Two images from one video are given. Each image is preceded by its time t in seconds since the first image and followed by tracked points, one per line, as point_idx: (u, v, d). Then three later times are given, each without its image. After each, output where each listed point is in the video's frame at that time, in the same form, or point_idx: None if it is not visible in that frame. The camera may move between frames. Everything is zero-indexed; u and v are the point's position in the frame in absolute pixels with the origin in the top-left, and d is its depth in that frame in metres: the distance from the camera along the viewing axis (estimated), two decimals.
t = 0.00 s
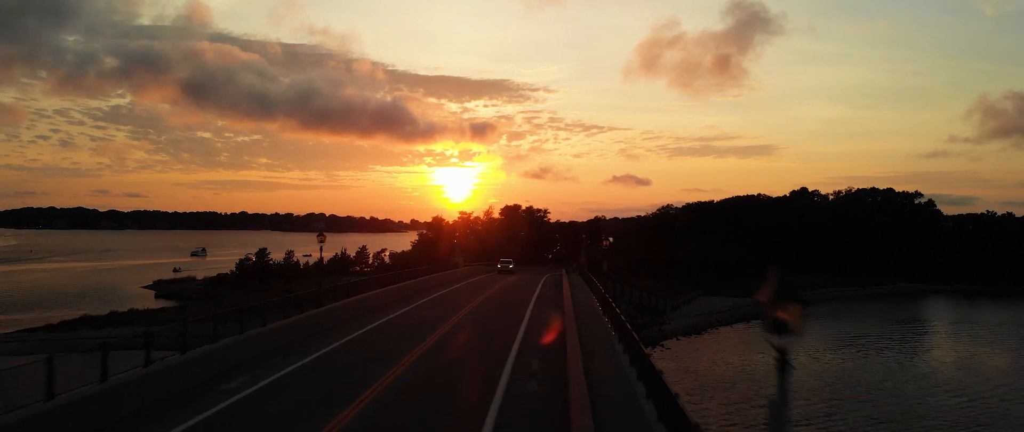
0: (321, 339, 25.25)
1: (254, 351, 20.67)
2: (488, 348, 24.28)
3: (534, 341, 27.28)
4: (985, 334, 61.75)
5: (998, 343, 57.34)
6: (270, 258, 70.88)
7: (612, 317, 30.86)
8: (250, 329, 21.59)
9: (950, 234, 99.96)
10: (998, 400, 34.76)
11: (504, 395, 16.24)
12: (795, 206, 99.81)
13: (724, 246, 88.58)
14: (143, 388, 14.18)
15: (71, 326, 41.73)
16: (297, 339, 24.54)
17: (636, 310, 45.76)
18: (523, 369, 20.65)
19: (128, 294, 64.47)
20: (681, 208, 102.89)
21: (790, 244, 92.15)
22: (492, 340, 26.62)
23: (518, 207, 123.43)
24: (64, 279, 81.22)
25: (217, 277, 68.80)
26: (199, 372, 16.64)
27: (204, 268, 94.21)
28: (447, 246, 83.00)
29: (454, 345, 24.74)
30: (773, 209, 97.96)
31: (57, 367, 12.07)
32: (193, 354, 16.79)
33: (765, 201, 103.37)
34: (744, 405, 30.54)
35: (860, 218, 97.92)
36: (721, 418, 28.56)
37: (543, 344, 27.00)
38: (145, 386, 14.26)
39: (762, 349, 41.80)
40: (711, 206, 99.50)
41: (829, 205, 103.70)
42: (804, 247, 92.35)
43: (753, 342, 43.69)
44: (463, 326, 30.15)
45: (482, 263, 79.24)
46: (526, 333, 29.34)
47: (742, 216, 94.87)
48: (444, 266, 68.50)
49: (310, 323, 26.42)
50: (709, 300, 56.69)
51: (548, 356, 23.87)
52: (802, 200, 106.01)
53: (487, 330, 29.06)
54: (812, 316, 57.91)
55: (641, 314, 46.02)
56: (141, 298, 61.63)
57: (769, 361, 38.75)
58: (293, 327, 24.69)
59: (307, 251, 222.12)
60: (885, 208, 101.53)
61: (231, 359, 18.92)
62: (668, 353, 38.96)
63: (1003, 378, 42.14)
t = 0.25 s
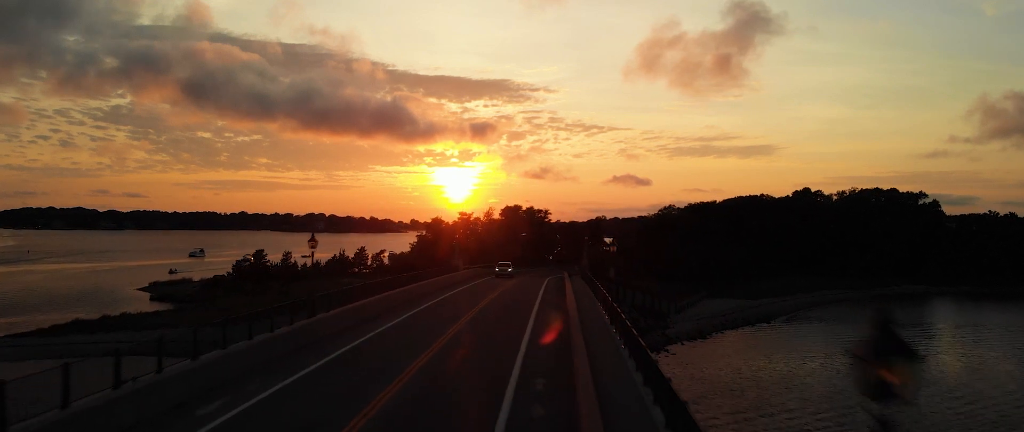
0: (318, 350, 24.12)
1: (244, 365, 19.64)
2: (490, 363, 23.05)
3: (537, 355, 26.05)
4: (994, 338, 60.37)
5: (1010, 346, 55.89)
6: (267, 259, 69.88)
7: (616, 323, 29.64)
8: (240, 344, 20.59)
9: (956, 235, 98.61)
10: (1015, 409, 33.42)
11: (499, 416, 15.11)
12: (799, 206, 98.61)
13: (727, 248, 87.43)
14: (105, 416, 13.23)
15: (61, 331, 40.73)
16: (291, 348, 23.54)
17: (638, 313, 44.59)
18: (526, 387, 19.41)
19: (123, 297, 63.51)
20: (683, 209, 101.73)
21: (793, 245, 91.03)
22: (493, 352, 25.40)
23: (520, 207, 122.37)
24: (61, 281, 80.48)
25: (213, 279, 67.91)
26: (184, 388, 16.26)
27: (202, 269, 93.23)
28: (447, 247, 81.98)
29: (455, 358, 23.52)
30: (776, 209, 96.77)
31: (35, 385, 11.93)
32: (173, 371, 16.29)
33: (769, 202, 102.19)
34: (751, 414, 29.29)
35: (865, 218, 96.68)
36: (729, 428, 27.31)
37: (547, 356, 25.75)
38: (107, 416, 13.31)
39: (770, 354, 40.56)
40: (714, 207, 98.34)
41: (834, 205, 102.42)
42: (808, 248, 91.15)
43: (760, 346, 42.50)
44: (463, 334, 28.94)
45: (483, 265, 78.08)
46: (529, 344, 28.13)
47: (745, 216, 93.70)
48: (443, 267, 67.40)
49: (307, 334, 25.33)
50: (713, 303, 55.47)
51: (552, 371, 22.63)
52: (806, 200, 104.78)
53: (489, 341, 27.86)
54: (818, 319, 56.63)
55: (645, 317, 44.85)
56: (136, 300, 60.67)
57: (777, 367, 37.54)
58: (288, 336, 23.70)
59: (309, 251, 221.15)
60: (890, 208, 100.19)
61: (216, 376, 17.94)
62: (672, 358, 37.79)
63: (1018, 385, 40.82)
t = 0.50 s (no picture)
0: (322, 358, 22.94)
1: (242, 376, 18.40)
2: (494, 372, 21.82)
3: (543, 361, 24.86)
4: (1002, 340, 59.49)
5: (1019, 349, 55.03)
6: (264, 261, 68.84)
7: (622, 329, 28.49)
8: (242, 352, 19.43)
9: (960, 235, 97.86)
10: None
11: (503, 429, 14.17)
12: (802, 207, 97.72)
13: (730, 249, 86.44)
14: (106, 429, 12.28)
15: (51, 336, 39.67)
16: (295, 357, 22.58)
17: (642, 317, 43.64)
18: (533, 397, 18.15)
19: (116, 299, 62.36)
20: (685, 210, 100.77)
21: (797, 247, 90.03)
22: (496, 359, 24.23)
23: (520, 208, 121.39)
24: (55, 283, 79.44)
25: (209, 281, 66.97)
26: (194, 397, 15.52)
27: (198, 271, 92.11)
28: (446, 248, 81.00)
29: (458, 366, 22.35)
30: (779, 210, 95.84)
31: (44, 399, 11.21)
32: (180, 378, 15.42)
33: (772, 202, 101.19)
34: (761, 422, 28.34)
35: (868, 218, 95.81)
36: None
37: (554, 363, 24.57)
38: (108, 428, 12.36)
39: (777, 359, 39.53)
40: (716, 208, 97.42)
41: (836, 206, 101.52)
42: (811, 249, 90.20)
43: (767, 351, 41.57)
44: (466, 341, 27.74)
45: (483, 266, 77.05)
46: (534, 351, 26.95)
47: (748, 217, 92.74)
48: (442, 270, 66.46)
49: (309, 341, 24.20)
50: (718, 306, 54.45)
51: (559, 380, 21.42)
52: (809, 201, 103.91)
53: (491, 347, 26.70)
54: (824, 322, 55.71)
55: (648, 321, 43.90)
56: (130, 303, 59.57)
57: (786, 373, 36.48)
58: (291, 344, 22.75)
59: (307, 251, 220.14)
60: (894, 208, 99.34)
61: (222, 384, 17.06)
62: (678, 364, 36.85)
63: None
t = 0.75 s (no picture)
0: (329, 361, 21.81)
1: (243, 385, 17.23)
2: (496, 379, 20.71)
3: (547, 368, 23.76)
4: (1011, 344, 58.39)
5: None
6: (261, 262, 67.83)
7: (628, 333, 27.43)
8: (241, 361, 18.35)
9: (966, 236, 96.81)
10: None
11: None
12: (805, 207, 96.71)
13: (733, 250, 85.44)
14: None
15: (41, 340, 38.65)
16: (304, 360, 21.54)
17: (646, 322, 42.61)
18: (538, 406, 17.04)
19: (110, 302, 61.35)
20: (687, 211, 99.76)
21: (800, 248, 89.01)
22: (498, 366, 23.15)
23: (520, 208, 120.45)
24: (50, 284, 78.58)
25: (205, 282, 66.03)
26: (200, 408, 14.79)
27: (195, 272, 91.12)
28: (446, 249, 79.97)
29: (459, 373, 21.19)
30: (782, 210, 94.80)
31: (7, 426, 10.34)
32: (171, 394, 14.64)
33: (775, 203, 100.15)
34: None
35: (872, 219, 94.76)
36: None
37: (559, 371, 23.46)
38: None
39: (785, 365, 38.49)
40: (718, 209, 96.41)
41: (840, 206, 100.43)
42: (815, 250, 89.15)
43: (775, 356, 40.54)
44: (468, 346, 26.66)
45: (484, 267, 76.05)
46: (537, 357, 25.89)
47: (751, 218, 91.71)
48: (441, 271, 65.48)
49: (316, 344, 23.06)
50: (722, 309, 53.43)
51: (565, 388, 20.33)
52: (812, 201, 102.86)
53: (492, 353, 25.63)
54: (831, 325, 54.65)
55: (653, 326, 42.88)
56: (124, 306, 58.56)
57: (794, 381, 35.42)
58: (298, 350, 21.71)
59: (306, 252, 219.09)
60: (898, 208, 98.33)
61: (226, 394, 16.11)
62: (684, 371, 35.80)
63: None
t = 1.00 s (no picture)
0: (335, 370, 20.73)
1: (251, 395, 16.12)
2: (499, 386, 19.79)
3: (552, 376, 22.86)
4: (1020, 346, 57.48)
5: None
6: (257, 264, 66.86)
7: (635, 338, 26.55)
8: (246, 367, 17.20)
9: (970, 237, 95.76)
10: None
11: None
12: (808, 207, 95.67)
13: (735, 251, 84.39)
14: None
15: (33, 344, 37.89)
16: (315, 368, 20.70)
17: (650, 326, 41.79)
18: (547, 415, 16.13)
19: (104, 304, 60.36)
20: (689, 211, 98.77)
21: (803, 248, 87.96)
22: (499, 372, 22.24)
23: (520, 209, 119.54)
24: (45, 286, 77.75)
25: (202, 285, 65.25)
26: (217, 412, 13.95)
27: (191, 273, 90.08)
28: (445, 250, 79.07)
29: (462, 380, 20.30)
30: (785, 211, 93.96)
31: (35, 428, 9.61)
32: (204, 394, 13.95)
33: (778, 203, 99.15)
34: None
35: (876, 219, 93.73)
36: None
37: (564, 378, 22.58)
38: None
39: (793, 371, 37.50)
40: (720, 209, 95.37)
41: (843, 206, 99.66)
42: (820, 251, 88.21)
43: (782, 361, 39.67)
44: (469, 352, 25.72)
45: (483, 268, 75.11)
46: (542, 363, 24.97)
47: (753, 218, 90.89)
48: (441, 273, 64.50)
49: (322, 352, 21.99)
50: (727, 312, 52.43)
51: (571, 396, 19.43)
52: (815, 202, 102.04)
53: (494, 359, 24.72)
54: (838, 329, 53.73)
55: (657, 330, 42.01)
56: (118, 309, 57.60)
57: (803, 388, 34.42)
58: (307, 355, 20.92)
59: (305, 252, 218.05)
60: (902, 209, 97.31)
61: (244, 396, 15.56)
62: (690, 377, 34.96)
63: None
